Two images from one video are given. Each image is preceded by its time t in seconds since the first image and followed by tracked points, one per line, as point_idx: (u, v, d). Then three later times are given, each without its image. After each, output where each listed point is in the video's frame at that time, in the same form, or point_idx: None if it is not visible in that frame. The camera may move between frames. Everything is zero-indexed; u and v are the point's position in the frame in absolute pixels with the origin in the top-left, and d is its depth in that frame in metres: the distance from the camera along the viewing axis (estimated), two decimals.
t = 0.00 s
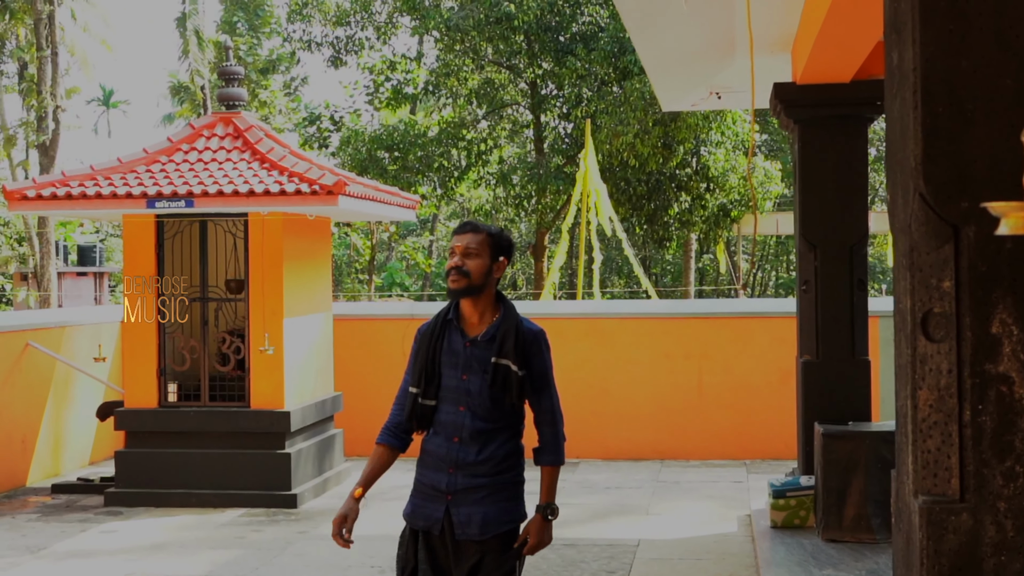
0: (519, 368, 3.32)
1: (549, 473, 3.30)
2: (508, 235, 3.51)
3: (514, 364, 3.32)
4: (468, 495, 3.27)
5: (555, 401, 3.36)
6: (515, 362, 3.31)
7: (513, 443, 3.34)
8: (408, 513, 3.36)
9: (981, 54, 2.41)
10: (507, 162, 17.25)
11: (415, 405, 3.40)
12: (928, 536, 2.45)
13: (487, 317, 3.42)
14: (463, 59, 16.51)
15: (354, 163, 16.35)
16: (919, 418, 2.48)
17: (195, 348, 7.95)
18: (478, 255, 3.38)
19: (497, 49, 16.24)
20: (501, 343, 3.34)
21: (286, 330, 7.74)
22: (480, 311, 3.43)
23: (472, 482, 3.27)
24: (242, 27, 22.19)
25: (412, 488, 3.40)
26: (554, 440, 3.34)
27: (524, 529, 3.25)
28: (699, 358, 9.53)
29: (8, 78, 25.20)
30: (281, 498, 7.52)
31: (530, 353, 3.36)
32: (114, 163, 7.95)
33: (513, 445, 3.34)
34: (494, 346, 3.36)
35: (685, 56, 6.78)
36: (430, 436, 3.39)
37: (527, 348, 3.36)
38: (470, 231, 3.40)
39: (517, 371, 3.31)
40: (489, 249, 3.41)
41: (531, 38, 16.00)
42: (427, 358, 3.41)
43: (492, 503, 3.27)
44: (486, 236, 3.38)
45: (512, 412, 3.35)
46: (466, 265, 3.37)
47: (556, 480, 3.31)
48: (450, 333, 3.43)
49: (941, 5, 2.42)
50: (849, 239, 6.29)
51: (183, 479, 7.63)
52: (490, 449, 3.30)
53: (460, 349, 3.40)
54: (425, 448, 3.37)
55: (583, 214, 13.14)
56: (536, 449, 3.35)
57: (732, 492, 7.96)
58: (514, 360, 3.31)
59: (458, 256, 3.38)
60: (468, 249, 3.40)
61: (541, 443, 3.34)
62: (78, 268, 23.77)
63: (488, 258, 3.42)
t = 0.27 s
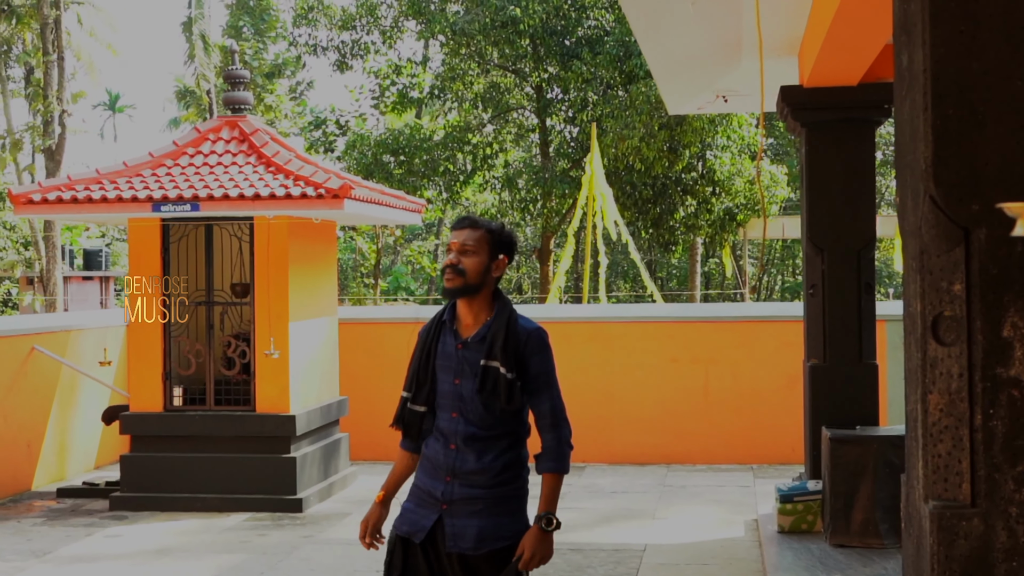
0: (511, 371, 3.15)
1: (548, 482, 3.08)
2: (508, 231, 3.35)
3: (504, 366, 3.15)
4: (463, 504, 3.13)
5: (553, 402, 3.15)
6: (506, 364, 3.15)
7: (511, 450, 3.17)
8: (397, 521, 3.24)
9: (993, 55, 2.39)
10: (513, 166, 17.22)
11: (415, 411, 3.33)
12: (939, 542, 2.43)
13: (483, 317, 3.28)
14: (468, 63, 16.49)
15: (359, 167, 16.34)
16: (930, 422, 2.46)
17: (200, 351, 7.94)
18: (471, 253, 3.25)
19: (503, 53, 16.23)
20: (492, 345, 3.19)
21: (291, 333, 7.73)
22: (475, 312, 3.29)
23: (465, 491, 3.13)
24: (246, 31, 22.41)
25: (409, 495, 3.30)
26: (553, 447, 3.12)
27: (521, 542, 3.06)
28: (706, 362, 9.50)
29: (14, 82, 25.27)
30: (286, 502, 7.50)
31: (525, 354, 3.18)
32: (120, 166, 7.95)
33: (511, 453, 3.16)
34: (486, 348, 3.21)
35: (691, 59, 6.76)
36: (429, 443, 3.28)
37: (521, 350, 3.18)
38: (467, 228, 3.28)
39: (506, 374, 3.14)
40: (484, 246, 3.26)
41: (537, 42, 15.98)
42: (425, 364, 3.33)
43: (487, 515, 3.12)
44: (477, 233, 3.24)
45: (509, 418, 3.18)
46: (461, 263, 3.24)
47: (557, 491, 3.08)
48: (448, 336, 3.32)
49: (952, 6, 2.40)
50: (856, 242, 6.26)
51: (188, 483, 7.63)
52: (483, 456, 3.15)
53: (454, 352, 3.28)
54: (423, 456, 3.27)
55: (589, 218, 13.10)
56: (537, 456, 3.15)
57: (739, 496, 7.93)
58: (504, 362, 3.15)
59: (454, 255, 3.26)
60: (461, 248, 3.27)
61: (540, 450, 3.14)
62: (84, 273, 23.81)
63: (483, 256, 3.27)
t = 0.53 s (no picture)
0: (501, 382, 2.98)
1: (548, 494, 2.90)
2: (490, 237, 3.16)
3: (494, 378, 2.98)
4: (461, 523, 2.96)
5: (548, 409, 2.98)
6: (496, 376, 2.97)
7: (510, 462, 3.01)
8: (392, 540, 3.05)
9: (1009, 53, 2.37)
10: (522, 165, 17.20)
11: (407, 431, 3.15)
12: (954, 542, 2.41)
13: (467, 327, 3.10)
14: (477, 63, 16.47)
15: (368, 167, 16.34)
16: (945, 422, 2.44)
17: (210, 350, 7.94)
18: (452, 263, 3.06)
19: (513, 53, 16.21)
20: (479, 356, 3.02)
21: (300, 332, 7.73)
22: (460, 324, 3.11)
23: (465, 509, 2.96)
24: (256, 31, 22.44)
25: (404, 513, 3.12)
26: (551, 456, 2.95)
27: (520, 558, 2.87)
28: (716, 363, 9.48)
29: (25, 82, 25.36)
30: (296, 502, 7.50)
31: (515, 363, 3.01)
32: (129, 165, 7.96)
33: (510, 466, 2.99)
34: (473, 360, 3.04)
35: (702, 58, 6.73)
36: (424, 462, 3.12)
37: (510, 359, 3.01)
38: (446, 237, 3.09)
39: (495, 386, 2.96)
40: (467, 254, 3.07)
41: (546, 42, 15.96)
42: (414, 382, 3.15)
43: (489, 534, 2.95)
44: (457, 241, 3.05)
45: (504, 430, 3.00)
46: (443, 275, 3.05)
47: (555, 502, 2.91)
48: (433, 351, 3.14)
49: (968, 4, 2.37)
50: (867, 242, 6.23)
51: (198, 483, 7.63)
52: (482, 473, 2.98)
53: (441, 367, 3.10)
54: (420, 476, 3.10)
55: (598, 217, 13.07)
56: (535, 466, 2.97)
57: (749, 496, 7.90)
58: (492, 374, 2.98)
59: (434, 266, 3.07)
60: (444, 256, 3.07)
61: (538, 461, 2.97)
62: (94, 272, 23.88)
63: (465, 263, 3.08)
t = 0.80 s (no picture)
0: (479, 368, 2.90)
1: (535, 488, 2.86)
2: (458, 223, 3.08)
3: (472, 364, 2.89)
4: (444, 527, 2.86)
5: (527, 399, 2.94)
6: (474, 362, 2.90)
7: (490, 457, 2.93)
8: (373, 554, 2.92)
9: None
10: (537, 161, 17.17)
11: (374, 431, 3.01)
12: (975, 538, 2.38)
13: (438, 316, 3.01)
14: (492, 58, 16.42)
15: (383, 163, 16.34)
16: (965, 417, 2.41)
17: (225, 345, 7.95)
18: (423, 248, 2.97)
19: (527, 49, 16.15)
20: (455, 344, 2.93)
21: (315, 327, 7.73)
22: (430, 313, 3.01)
23: (447, 511, 2.86)
24: (270, 27, 22.48)
25: (377, 523, 2.98)
26: (535, 450, 2.90)
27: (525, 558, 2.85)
28: (731, 358, 9.44)
29: (41, 78, 25.48)
30: (311, 496, 7.51)
31: (491, 350, 2.95)
32: (145, 160, 7.98)
33: (489, 461, 2.92)
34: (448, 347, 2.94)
35: (718, 53, 6.71)
36: (395, 463, 2.99)
37: (486, 346, 2.94)
38: (415, 221, 2.98)
39: (476, 371, 2.88)
40: (439, 239, 2.99)
41: (561, 37, 15.92)
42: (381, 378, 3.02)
43: (474, 536, 2.86)
44: (429, 225, 2.97)
45: (481, 423, 2.92)
46: (414, 260, 2.95)
47: (542, 496, 2.87)
48: (400, 343, 3.02)
49: None
50: (885, 237, 6.18)
51: (214, 477, 7.65)
52: (462, 470, 2.88)
53: (411, 358, 2.99)
54: (391, 478, 2.97)
55: (613, 213, 13.03)
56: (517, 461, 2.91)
57: (765, 492, 7.87)
58: (470, 360, 2.90)
59: (404, 250, 2.96)
60: (413, 241, 2.97)
61: (520, 454, 2.91)
62: (109, 267, 23.98)
63: (437, 249, 2.99)
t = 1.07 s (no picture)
0: (470, 356, 2.76)
1: (519, 482, 2.72)
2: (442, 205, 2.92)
3: (462, 352, 2.74)
4: (421, 521, 2.68)
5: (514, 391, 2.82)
6: (464, 349, 2.75)
7: (470, 450, 2.77)
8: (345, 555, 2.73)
9: None
10: (558, 156, 17.16)
11: (344, 418, 2.79)
12: (1003, 534, 2.35)
13: (422, 301, 2.85)
14: (514, 53, 16.39)
15: (405, 158, 16.37)
16: (995, 412, 2.38)
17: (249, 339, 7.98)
18: (407, 228, 2.79)
19: (549, 43, 16.10)
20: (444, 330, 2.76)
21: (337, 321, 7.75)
22: (414, 297, 2.84)
23: (425, 505, 2.68)
24: (293, 22, 22.54)
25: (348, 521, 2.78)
26: (517, 441, 2.76)
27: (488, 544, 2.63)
28: (754, 353, 9.40)
29: (65, 74, 25.62)
30: (332, 491, 7.53)
31: (479, 339, 2.82)
32: (169, 155, 8.02)
33: (471, 454, 2.76)
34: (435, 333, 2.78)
35: (741, 46, 6.66)
36: (366, 453, 2.78)
37: (475, 335, 2.82)
38: (399, 201, 2.81)
39: (468, 359, 2.74)
40: (427, 220, 2.82)
41: (582, 32, 15.88)
42: (355, 361, 2.81)
43: (453, 531, 2.69)
44: (419, 204, 2.81)
45: (465, 414, 2.77)
46: (400, 240, 2.77)
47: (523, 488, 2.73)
48: (379, 326, 2.83)
49: None
50: (910, 231, 6.14)
51: (237, 471, 7.68)
52: (442, 462, 2.72)
53: (392, 343, 2.81)
54: (362, 470, 2.76)
55: (635, 208, 12.98)
56: (497, 453, 2.76)
57: (787, 488, 7.83)
58: (461, 347, 2.74)
59: (388, 231, 2.78)
60: (399, 221, 2.80)
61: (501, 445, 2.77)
62: (132, 262, 24.11)
63: (423, 230, 2.82)
